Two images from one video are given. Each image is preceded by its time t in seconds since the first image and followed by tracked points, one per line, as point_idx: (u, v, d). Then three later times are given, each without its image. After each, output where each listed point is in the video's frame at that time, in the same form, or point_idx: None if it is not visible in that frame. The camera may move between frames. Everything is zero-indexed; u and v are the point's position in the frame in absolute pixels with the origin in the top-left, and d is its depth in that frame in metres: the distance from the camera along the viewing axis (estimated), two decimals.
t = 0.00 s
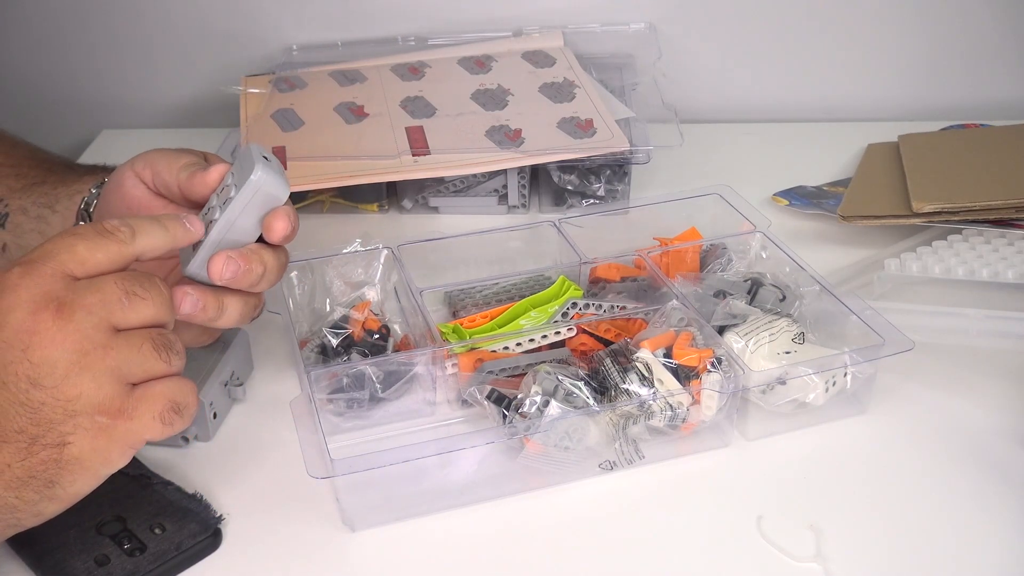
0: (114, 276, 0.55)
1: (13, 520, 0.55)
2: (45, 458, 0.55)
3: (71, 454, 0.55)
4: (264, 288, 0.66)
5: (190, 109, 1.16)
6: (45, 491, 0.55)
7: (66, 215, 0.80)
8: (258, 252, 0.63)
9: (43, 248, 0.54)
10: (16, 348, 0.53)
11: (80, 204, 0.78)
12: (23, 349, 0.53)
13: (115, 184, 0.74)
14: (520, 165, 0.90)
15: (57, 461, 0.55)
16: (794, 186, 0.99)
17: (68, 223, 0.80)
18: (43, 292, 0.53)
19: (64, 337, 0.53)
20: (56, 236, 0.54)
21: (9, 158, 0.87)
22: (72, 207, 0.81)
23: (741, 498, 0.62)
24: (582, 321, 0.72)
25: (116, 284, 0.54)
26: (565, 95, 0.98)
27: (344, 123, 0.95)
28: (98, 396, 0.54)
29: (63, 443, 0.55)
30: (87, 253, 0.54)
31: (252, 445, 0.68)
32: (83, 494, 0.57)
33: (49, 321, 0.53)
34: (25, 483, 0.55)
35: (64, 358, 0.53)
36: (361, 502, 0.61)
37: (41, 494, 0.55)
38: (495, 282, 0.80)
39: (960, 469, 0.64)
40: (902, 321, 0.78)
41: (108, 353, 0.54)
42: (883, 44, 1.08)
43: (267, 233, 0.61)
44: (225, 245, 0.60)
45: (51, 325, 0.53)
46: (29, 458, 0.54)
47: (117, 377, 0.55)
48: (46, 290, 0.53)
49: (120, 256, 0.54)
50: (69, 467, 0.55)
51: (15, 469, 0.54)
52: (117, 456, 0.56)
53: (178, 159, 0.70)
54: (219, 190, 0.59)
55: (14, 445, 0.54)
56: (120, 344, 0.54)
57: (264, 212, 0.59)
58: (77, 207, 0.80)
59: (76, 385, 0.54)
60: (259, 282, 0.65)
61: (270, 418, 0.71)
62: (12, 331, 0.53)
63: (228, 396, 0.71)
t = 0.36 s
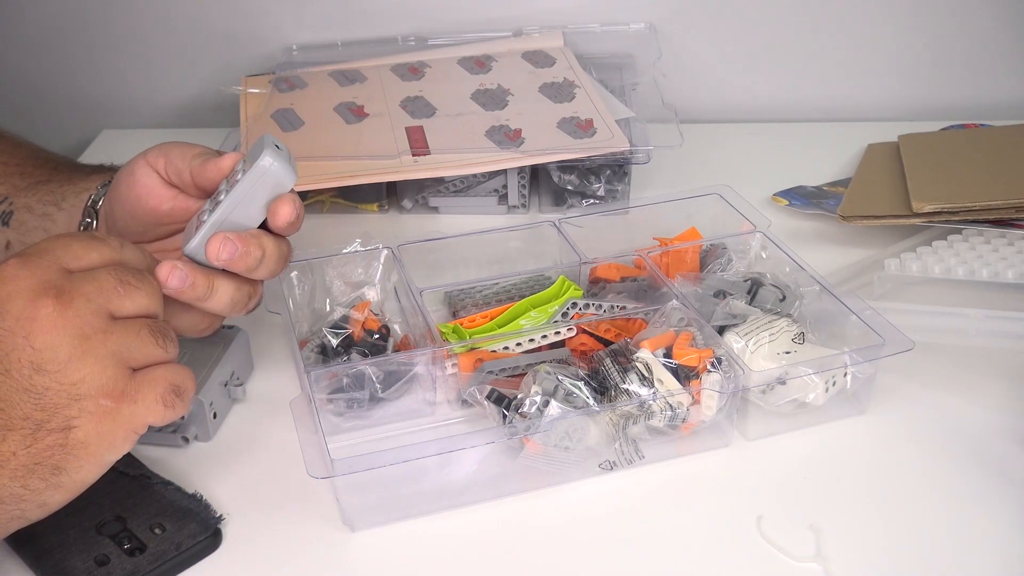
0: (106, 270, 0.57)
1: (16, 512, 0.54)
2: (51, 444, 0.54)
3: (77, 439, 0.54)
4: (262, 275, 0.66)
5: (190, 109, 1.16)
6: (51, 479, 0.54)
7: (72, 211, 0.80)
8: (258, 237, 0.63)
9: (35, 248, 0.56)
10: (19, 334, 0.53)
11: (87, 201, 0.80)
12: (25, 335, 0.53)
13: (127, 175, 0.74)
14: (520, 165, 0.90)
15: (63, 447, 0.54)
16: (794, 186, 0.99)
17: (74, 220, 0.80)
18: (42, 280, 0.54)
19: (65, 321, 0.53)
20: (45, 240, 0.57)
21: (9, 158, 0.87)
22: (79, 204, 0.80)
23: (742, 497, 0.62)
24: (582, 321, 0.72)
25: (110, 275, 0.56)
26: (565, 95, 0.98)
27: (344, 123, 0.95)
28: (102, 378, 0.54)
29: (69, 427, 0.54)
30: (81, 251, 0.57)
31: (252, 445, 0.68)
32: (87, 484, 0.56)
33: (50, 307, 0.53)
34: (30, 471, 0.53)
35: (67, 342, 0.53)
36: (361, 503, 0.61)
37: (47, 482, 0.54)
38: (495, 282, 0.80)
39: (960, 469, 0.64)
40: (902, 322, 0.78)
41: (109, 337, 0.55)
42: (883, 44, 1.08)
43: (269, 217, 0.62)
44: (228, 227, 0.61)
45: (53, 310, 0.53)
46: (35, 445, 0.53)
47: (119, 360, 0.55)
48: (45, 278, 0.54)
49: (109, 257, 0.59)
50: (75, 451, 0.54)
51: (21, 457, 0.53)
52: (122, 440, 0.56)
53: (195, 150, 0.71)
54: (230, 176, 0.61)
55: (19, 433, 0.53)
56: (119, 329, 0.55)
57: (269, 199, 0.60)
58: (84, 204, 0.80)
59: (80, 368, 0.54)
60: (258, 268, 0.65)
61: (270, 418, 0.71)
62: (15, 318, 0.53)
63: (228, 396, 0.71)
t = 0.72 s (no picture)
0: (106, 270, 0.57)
1: (18, 512, 0.54)
2: (52, 444, 0.54)
3: (78, 439, 0.54)
4: (261, 273, 0.66)
5: (190, 109, 1.16)
6: (52, 478, 0.54)
7: (72, 211, 0.80)
8: (258, 236, 0.64)
9: (36, 247, 0.56)
10: (20, 335, 0.53)
11: (86, 200, 0.80)
12: (26, 335, 0.53)
13: (127, 174, 0.74)
14: (520, 166, 0.90)
15: (65, 447, 0.54)
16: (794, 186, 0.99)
17: (74, 219, 0.80)
18: (43, 281, 0.54)
19: (66, 322, 0.53)
20: (46, 240, 0.57)
21: (10, 158, 0.87)
22: (78, 203, 0.80)
23: (742, 498, 0.62)
24: (582, 321, 0.72)
25: (111, 275, 0.56)
26: (565, 95, 0.98)
27: (344, 123, 0.95)
28: (103, 379, 0.54)
29: (70, 427, 0.54)
30: (81, 251, 0.57)
31: (252, 445, 0.68)
32: (88, 484, 0.56)
33: (51, 307, 0.53)
34: (32, 471, 0.54)
35: (68, 342, 0.53)
36: (361, 503, 0.61)
37: (48, 482, 0.54)
38: (495, 282, 0.80)
39: (959, 469, 0.64)
40: (902, 322, 0.78)
41: (110, 338, 0.55)
42: (883, 44, 1.08)
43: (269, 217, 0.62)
44: (227, 225, 0.61)
45: (53, 311, 0.53)
46: (36, 445, 0.53)
47: (120, 361, 0.55)
48: (46, 279, 0.54)
49: (110, 257, 0.59)
50: (76, 451, 0.54)
51: (22, 457, 0.53)
52: (122, 440, 0.56)
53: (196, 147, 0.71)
54: (229, 173, 0.61)
55: (20, 433, 0.53)
56: (119, 329, 0.55)
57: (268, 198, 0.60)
58: (84, 203, 0.80)
59: (81, 369, 0.54)
60: (257, 267, 0.65)
61: (270, 418, 0.71)
62: (16, 319, 0.53)
63: (228, 396, 0.71)
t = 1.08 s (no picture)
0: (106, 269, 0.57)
1: (18, 511, 0.54)
2: (53, 443, 0.54)
3: (79, 438, 0.54)
4: (259, 273, 0.66)
5: (190, 109, 1.16)
6: (53, 478, 0.54)
7: (72, 210, 0.80)
8: (257, 235, 0.64)
9: (37, 246, 0.56)
10: (20, 334, 0.53)
11: (86, 199, 0.80)
12: (26, 335, 0.53)
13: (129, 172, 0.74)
14: (520, 166, 0.90)
15: (65, 446, 0.54)
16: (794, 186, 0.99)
17: (74, 219, 0.80)
18: (43, 281, 0.54)
19: (66, 321, 0.53)
20: (46, 239, 0.57)
21: (9, 158, 0.87)
22: (78, 202, 0.80)
23: (742, 498, 0.62)
24: (582, 321, 0.72)
25: (110, 275, 0.56)
26: (565, 95, 0.98)
27: (344, 123, 0.95)
28: (103, 378, 0.54)
29: (70, 427, 0.54)
30: (81, 251, 0.57)
31: (251, 445, 0.68)
32: (88, 483, 0.56)
33: (51, 307, 0.53)
34: (32, 470, 0.54)
35: (68, 342, 0.53)
36: (361, 503, 0.61)
37: (49, 481, 0.54)
38: (495, 283, 0.80)
39: (959, 469, 0.64)
40: (902, 322, 0.78)
41: (110, 337, 0.55)
42: (882, 44, 1.08)
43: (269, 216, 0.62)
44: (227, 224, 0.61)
45: (54, 311, 0.53)
46: (36, 445, 0.53)
47: (120, 361, 0.55)
48: (45, 279, 0.54)
49: (110, 256, 0.59)
50: (76, 450, 0.54)
51: (23, 457, 0.53)
52: (122, 439, 0.56)
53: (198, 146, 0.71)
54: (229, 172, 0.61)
55: (21, 432, 0.53)
56: (119, 329, 0.55)
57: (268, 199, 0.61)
58: (84, 203, 0.80)
59: (81, 368, 0.54)
60: (257, 266, 0.65)
61: (270, 418, 0.71)
62: (16, 318, 0.53)
63: (228, 396, 0.71)
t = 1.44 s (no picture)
0: (101, 266, 0.57)
1: (18, 509, 0.54)
2: (53, 440, 0.54)
3: (79, 434, 0.54)
4: (256, 269, 0.66)
5: (190, 109, 1.16)
6: (52, 474, 0.54)
7: (71, 209, 0.80)
8: (255, 231, 0.63)
9: (31, 243, 0.56)
10: (17, 332, 0.53)
11: (86, 197, 0.80)
12: (23, 333, 0.53)
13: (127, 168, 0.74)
14: (520, 166, 0.90)
15: (65, 442, 0.54)
16: (794, 185, 0.99)
17: (73, 217, 0.80)
18: (38, 278, 0.54)
19: (62, 318, 0.53)
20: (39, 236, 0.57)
21: (9, 157, 0.87)
22: (77, 201, 0.80)
23: (742, 498, 0.62)
24: (582, 321, 0.72)
25: (106, 272, 0.56)
26: (565, 95, 0.98)
27: (344, 123, 0.95)
28: (102, 373, 0.54)
29: (70, 423, 0.54)
30: (75, 248, 0.56)
31: (252, 445, 0.68)
32: (87, 479, 0.56)
33: (47, 304, 0.53)
34: (31, 467, 0.53)
35: (65, 339, 0.53)
36: (362, 503, 0.61)
37: (49, 478, 0.54)
38: (495, 282, 0.80)
39: (959, 469, 0.64)
40: (902, 322, 0.78)
41: (107, 332, 0.55)
42: (882, 44, 1.08)
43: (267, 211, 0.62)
44: (224, 219, 0.61)
45: (50, 308, 0.53)
46: (35, 441, 0.53)
47: (118, 356, 0.55)
48: (40, 276, 0.54)
49: (104, 252, 0.58)
50: (76, 446, 0.54)
51: (22, 454, 0.53)
52: (122, 434, 0.56)
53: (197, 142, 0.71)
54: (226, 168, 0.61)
55: (20, 430, 0.53)
56: (116, 324, 0.55)
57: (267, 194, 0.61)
58: (83, 201, 0.80)
59: (79, 365, 0.54)
60: (255, 262, 0.65)
61: (270, 418, 0.71)
62: (12, 316, 0.53)
63: (228, 396, 0.71)
